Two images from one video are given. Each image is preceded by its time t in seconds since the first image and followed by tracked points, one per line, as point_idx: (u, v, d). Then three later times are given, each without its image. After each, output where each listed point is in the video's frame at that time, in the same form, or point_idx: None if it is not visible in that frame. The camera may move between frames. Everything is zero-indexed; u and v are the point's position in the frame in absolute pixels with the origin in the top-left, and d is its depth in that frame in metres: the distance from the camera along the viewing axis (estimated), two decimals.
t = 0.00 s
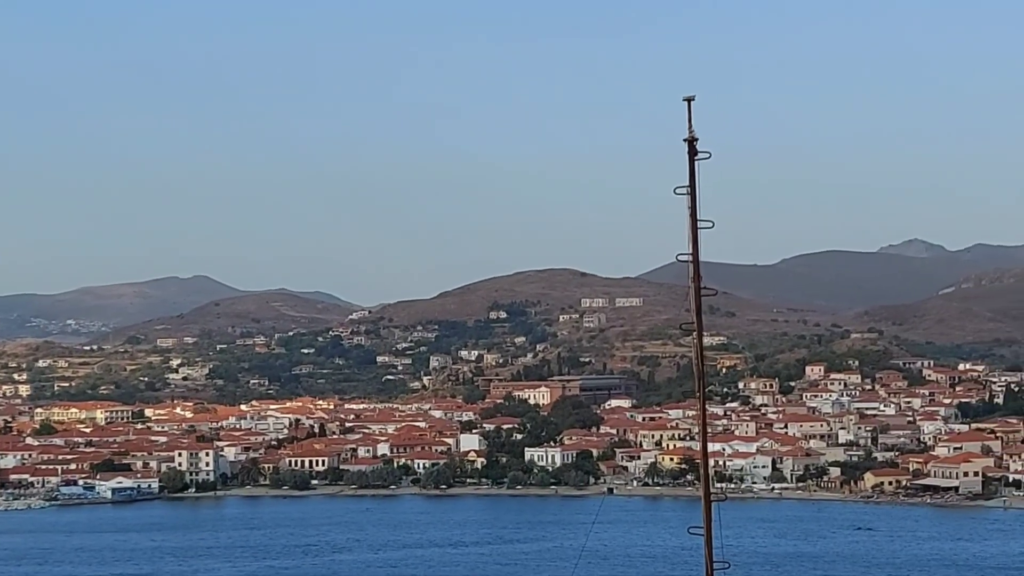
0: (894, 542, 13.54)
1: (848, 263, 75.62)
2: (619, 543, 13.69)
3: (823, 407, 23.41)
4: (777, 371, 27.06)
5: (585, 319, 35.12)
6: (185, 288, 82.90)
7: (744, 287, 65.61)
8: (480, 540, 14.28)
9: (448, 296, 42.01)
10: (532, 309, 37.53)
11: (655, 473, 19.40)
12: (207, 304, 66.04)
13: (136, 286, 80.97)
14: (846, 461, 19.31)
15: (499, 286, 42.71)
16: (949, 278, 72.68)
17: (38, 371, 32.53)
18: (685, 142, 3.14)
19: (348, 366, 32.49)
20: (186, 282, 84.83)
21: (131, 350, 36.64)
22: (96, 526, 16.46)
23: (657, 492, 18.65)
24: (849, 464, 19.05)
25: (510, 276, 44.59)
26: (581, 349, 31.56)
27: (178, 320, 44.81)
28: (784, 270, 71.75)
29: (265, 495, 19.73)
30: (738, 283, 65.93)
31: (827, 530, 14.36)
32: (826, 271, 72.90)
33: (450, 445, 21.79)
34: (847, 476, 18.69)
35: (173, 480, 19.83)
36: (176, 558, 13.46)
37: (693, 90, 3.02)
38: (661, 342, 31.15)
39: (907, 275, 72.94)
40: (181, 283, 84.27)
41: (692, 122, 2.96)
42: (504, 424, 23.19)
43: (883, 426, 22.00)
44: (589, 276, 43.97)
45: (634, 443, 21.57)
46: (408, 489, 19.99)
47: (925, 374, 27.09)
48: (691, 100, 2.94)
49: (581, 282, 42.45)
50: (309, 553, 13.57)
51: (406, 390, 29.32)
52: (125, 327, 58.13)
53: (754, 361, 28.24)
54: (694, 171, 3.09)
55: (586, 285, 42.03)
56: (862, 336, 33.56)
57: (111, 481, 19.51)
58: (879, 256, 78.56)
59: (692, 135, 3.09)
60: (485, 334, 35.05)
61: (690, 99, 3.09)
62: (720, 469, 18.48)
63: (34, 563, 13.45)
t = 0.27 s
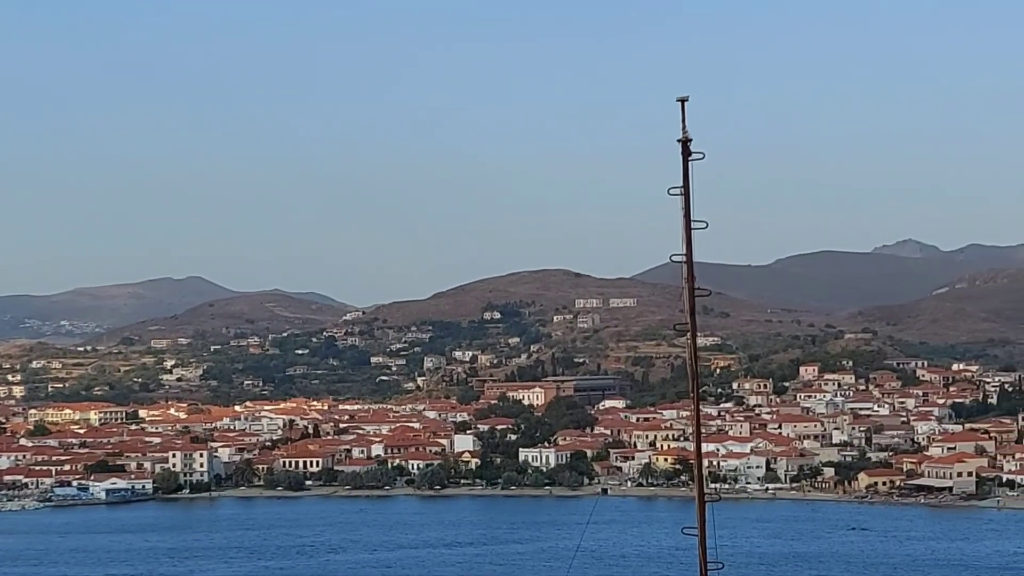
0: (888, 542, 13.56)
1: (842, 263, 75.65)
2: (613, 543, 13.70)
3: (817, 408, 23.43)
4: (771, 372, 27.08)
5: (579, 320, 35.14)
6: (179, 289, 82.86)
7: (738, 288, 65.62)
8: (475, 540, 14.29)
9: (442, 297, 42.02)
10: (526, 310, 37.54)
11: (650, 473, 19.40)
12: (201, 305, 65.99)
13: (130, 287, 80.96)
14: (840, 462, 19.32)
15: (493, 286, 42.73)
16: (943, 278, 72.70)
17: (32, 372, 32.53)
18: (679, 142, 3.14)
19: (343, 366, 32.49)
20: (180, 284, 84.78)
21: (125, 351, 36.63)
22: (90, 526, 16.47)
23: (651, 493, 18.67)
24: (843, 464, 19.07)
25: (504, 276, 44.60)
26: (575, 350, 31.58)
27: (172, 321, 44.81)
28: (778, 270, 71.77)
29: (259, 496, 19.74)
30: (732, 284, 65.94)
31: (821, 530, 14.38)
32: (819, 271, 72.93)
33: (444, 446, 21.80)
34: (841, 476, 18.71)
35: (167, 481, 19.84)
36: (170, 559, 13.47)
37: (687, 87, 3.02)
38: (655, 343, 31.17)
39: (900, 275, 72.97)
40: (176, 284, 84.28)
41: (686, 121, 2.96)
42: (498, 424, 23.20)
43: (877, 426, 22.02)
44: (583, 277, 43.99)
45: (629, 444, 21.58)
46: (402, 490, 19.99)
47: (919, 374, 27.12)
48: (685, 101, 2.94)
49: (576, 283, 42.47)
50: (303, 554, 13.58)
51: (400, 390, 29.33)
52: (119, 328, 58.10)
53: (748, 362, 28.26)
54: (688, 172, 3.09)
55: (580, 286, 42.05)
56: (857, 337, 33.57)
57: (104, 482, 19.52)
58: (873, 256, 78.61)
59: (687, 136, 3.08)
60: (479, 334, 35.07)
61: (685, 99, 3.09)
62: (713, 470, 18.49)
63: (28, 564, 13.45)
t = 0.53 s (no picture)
0: (882, 542, 13.56)
1: (835, 264, 75.67)
2: (608, 543, 13.70)
3: (810, 408, 23.44)
4: (765, 373, 27.08)
5: (572, 321, 35.15)
6: (173, 289, 82.83)
7: (732, 288, 65.64)
8: (470, 540, 14.30)
9: (436, 298, 42.02)
10: (520, 310, 37.56)
11: (643, 474, 19.42)
12: (194, 305, 65.99)
13: (123, 288, 80.93)
14: (833, 463, 19.32)
15: (487, 287, 42.73)
16: (936, 279, 72.72)
17: (25, 373, 32.51)
18: (673, 143, 3.13)
19: (336, 367, 32.49)
20: (173, 284, 84.74)
21: (119, 352, 36.61)
22: (83, 528, 16.46)
23: (645, 493, 18.68)
24: (836, 465, 19.07)
25: (497, 277, 44.60)
26: (569, 351, 31.59)
27: (166, 322, 44.80)
28: (771, 271, 71.79)
29: (252, 498, 19.73)
30: (725, 285, 65.92)
31: (814, 531, 14.38)
32: (812, 271, 72.95)
33: (438, 447, 21.80)
34: (834, 476, 18.70)
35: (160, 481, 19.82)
36: (165, 559, 13.48)
37: (680, 90, 3.02)
38: (648, 344, 31.19)
39: (894, 276, 73.00)
40: (170, 284, 84.25)
41: (680, 121, 2.95)
42: (491, 425, 23.20)
43: (871, 427, 22.03)
44: (577, 277, 43.99)
45: (622, 444, 21.58)
46: (396, 491, 20.00)
47: (913, 375, 27.13)
48: (677, 104, 2.94)
49: (569, 283, 42.48)
50: (297, 555, 13.58)
51: (394, 391, 29.34)
52: (112, 328, 58.06)
53: (742, 363, 28.26)
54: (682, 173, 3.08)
55: (573, 287, 42.06)
56: (850, 337, 33.59)
57: (98, 483, 19.52)
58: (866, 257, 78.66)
59: (680, 136, 3.08)
60: (473, 335, 35.07)
61: (678, 100, 3.08)
62: (706, 470, 18.50)
63: (22, 566, 13.44)
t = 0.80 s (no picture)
0: (875, 542, 13.58)
1: (828, 263, 75.73)
2: (601, 543, 13.71)
3: (803, 408, 23.46)
4: (758, 372, 27.11)
5: (565, 320, 35.16)
6: (166, 290, 82.78)
7: (725, 288, 65.64)
8: (462, 540, 14.30)
9: (429, 297, 42.02)
10: (513, 310, 37.56)
11: (636, 474, 19.41)
12: (188, 305, 65.99)
13: (116, 287, 80.92)
14: (825, 462, 19.34)
15: (480, 287, 42.73)
16: (928, 279, 72.77)
17: (18, 373, 32.48)
18: (665, 143, 3.11)
19: (329, 367, 32.48)
20: (166, 284, 84.68)
21: (112, 352, 36.58)
22: (76, 527, 16.45)
23: (637, 493, 18.68)
24: (829, 465, 19.08)
25: (490, 277, 44.60)
26: (562, 350, 31.60)
27: (159, 322, 44.78)
28: (764, 270, 71.82)
29: (245, 497, 19.73)
30: (718, 285, 65.95)
31: (807, 531, 14.39)
32: (805, 271, 73.00)
33: (430, 447, 21.80)
34: (826, 476, 18.72)
35: (153, 481, 19.81)
36: (157, 559, 13.46)
37: (672, 92, 2.99)
38: (641, 343, 31.19)
39: (886, 276, 73.07)
40: (162, 284, 84.24)
41: (673, 124, 2.92)
42: (484, 425, 23.21)
43: (863, 427, 22.05)
44: (570, 277, 44.00)
45: (615, 444, 21.59)
46: (389, 491, 19.98)
47: (905, 374, 27.16)
48: (671, 104, 2.91)
49: (562, 283, 42.49)
50: (291, 554, 13.58)
51: (387, 391, 29.34)
52: (105, 327, 58.02)
53: (735, 362, 28.28)
54: (675, 174, 3.09)
55: (566, 286, 42.07)
56: (843, 337, 33.61)
57: (90, 483, 19.49)
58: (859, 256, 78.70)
59: (673, 137, 3.05)
60: (466, 334, 35.08)
61: (671, 100, 3.06)
62: (699, 470, 18.51)
63: (14, 565, 13.44)
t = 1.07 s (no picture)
0: (865, 539, 13.59)
1: (819, 262, 75.77)
2: (592, 541, 13.71)
3: (793, 406, 23.47)
4: (748, 370, 27.11)
5: (556, 319, 35.15)
6: (157, 288, 82.71)
7: (717, 287, 65.69)
8: (454, 539, 14.29)
9: (420, 295, 42.01)
10: (504, 308, 37.56)
11: (627, 472, 19.42)
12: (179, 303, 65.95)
13: (106, 285, 80.83)
14: (816, 461, 19.35)
15: (470, 285, 42.72)
16: (919, 278, 72.81)
17: (8, 371, 32.43)
18: (656, 141, 3.11)
19: (320, 365, 32.45)
20: (157, 282, 84.58)
21: (102, 350, 36.53)
22: (66, 526, 16.42)
23: (629, 491, 18.68)
24: (820, 463, 19.09)
25: (481, 275, 44.59)
26: (553, 348, 31.59)
27: (150, 319, 44.73)
28: (754, 269, 71.83)
29: (236, 495, 19.71)
30: (709, 283, 65.97)
31: (798, 528, 14.40)
32: (796, 269, 73.01)
33: (422, 445, 21.80)
34: (817, 474, 18.72)
35: (144, 480, 19.78)
36: (148, 557, 13.44)
37: (662, 92, 3.00)
38: (631, 341, 31.19)
39: (877, 275, 73.11)
40: (152, 282, 84.17)
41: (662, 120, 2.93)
42: (475, 423, 23.21)
43: (854, 425, 22.07)
44: (561, 275, 44.00)
45: (606, 442, 21.60)
46: (379, 489, 19.99)
47: (896, 373, 27.18)
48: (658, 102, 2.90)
49: (553, 281, 42.48)
50: (282, 553, 13.57)
51: (378, 389, 29.33)
52: (95, 326, 57.96)
53: (726, 361, 28.28)
54: (666, 172, 3.10)
55: (557, 284, 42.06)
56: (833, 335, 33.64)
57: (81, 481, 19.46)
58: (850, 255, 78.76)
59: (663, 134, 3.06)
60: (457, 333, 35.07)
61: (661, 98, 3.06)
62: (690, 468, 18.52)
63: (4, 564, 13.42)
